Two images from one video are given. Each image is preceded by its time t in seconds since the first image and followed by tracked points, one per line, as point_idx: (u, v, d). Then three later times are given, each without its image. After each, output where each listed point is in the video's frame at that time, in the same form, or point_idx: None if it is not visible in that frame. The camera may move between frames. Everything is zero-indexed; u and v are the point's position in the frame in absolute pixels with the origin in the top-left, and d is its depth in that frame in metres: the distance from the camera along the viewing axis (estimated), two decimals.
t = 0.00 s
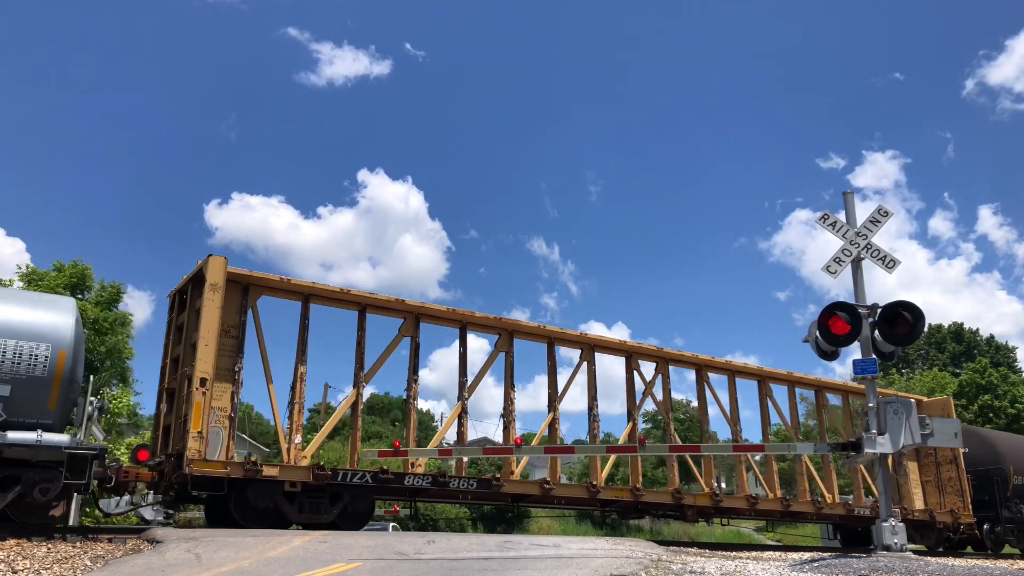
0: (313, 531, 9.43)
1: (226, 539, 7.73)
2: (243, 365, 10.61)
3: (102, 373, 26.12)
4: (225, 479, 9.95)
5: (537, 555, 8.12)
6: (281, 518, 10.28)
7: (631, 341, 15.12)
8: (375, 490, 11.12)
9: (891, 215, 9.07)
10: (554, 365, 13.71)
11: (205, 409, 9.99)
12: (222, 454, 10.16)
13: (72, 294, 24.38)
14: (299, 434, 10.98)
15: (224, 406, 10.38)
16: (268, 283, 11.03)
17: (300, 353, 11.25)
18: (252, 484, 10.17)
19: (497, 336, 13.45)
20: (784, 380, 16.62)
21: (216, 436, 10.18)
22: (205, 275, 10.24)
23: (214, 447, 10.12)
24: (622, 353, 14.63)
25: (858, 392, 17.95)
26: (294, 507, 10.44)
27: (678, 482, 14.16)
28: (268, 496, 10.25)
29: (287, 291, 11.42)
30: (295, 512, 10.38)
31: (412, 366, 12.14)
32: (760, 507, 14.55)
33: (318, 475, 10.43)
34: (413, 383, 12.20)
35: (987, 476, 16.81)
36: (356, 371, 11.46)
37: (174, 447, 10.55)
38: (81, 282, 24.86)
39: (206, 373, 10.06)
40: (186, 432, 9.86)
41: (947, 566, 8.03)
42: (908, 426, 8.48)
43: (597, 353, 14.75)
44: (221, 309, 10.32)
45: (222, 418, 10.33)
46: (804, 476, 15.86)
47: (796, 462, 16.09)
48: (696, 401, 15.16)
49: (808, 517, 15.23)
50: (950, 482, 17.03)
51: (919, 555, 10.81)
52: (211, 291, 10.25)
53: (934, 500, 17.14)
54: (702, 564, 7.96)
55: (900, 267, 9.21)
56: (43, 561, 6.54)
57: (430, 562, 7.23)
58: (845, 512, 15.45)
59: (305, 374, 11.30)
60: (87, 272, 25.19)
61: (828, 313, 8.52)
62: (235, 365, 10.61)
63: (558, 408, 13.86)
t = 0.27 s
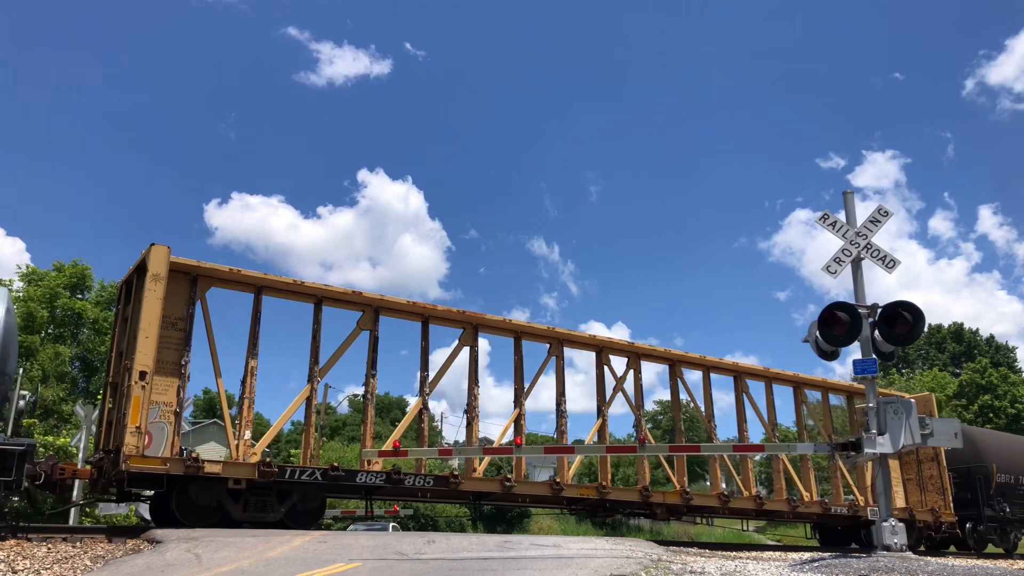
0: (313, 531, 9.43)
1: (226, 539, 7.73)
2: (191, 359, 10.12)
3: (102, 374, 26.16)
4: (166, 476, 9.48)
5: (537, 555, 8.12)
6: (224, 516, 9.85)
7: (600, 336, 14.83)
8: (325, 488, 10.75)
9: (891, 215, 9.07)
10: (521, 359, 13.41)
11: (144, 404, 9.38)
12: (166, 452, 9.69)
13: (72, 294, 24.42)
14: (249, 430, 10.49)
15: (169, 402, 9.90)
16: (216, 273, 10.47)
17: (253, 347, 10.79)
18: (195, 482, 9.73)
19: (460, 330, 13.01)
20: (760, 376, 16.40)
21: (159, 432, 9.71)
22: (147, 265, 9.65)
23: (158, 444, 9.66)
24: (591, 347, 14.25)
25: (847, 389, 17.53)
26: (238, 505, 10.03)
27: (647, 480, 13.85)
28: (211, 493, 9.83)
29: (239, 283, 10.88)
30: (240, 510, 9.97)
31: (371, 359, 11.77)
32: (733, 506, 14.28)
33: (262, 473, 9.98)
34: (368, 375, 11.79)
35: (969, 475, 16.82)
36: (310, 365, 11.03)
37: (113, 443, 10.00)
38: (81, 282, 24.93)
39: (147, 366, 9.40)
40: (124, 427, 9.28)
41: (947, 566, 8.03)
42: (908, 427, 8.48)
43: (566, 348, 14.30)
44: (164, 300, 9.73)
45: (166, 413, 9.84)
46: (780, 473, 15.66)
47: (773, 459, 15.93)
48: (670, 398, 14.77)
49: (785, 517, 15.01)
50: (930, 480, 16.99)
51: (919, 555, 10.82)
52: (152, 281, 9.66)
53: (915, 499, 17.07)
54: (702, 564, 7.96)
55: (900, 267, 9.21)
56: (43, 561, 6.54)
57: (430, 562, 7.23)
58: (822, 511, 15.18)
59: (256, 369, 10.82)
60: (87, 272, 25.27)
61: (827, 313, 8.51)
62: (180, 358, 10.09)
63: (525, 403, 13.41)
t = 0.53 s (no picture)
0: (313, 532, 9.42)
1: (226, 538, 7.73)
2: (133, 352, 9.92)
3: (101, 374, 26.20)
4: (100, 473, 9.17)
5: (537, 555, 8.12)
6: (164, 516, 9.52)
7: (569, 331, 14.79)
8: (273, 485, 10.41)
9: (891, 215, 9.08)
10: (486, 354, 13.39)
11: (78, 398, 9.17)
12: (107, 448, 9.49)
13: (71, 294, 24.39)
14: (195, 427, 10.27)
15: (111, 396, 9.68)
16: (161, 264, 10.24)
17: (200, 339, 10.69)
18: (133, 480, 9.37)
19: (423, 324, 12.98)
20: (735, 371, 16.37)
21: (100, 427, 9.54)
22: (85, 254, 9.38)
23: (98, 439, 9.47)
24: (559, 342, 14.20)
25: (827, 385, 17.33)
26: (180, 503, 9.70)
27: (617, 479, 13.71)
28: (149, 492, 9.46)
29: (190, 275, 10.67)
30: (182, 509, 9.64)
31: (326, 353, 11.71)
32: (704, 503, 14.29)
33: (206, 470, 9.64)
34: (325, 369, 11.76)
35: (951, 472, 16.84)
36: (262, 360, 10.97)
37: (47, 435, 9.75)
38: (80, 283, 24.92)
39: (82, 359, 9.18)
40: (56, 422, 9.04)
41: (947, 566, 8.04)
42: (908, 427, 8.48)
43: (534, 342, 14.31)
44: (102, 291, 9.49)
45: (107, 408, 9.64)
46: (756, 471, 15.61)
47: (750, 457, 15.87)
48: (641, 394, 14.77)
49: (760, 515, 15.01)
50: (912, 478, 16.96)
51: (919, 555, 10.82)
52: (90, 271, 9.40)
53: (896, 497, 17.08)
54: (702, 564, 7.96)
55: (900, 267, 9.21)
56: (43, 561, 6.54)
57: (430, 562, 7.23)
58: (797, 509, 15.13)
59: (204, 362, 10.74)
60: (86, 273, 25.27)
61: (827, 313, 8.52)
62: (121, 352, 9.91)
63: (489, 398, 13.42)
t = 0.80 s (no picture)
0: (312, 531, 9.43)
1: (225, 538, 7.73)
2: (71, 345, 9.62)
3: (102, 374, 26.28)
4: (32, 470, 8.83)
5: (537, 555, 8.12)
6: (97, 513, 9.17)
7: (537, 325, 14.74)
8: (217, 481, 10.14)
9: (891, 215, 9.08)
10: (450, 348, 13.39)
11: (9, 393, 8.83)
12: (42, 444, 9.19)
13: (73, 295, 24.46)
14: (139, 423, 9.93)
15: (48, 390, 9.38)
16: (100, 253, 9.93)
17: (144, 331, 10.60)
18: (65, 477, 9.00)
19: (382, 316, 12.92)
20: (709, 367, 16.36)
21: (35, 423, 9.21)
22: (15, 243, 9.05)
23: (33, 436, 9.16)
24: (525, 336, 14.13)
25: (804, 381, 17.29)
26: (115, 500, 9.35)
27: (583, 476, 13.68)
28: (81, 489, 9.10)
29: (132, 265, 10.53)
30: (117, 506, 9.30)
31: (279, 346, 11.68)
32: (675, 502, 14.25)
33: (143, 466, 9.27)
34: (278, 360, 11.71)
35: (932, 470, 16.81)
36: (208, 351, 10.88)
37: None
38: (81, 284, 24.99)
39: (11, 350, 8.83)
40: None
41: (946, 566, 8.05)
42: (908, 427, 8.47)
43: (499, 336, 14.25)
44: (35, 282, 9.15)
45: (44, 403, 9.33)
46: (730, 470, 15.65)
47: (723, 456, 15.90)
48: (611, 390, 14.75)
49: (734, 514, 15.04)
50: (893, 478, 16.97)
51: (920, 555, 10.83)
52: (22, 260, 9.07)
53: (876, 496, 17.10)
54: (702, 564, 7.97)
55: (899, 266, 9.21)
56: (43, 561, 6.54)
57: (430, 562, 7.23)
58: (771, 508, 15.04)
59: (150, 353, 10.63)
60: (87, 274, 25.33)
61: (827, 313, 8.52)
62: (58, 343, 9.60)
63: (453, 393, 13.41)
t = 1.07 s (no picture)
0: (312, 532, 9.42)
1: (226, 538, 7.73)
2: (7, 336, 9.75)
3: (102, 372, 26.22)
4: None
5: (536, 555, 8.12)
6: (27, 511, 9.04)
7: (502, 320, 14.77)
8: (156, 479, 10.08)
9: (891, 215, 9.09)
10: (410, 342, 13.41)
11: None
12: None
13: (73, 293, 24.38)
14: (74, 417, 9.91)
15: None
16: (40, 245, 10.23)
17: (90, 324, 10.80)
18: None
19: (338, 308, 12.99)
20: (682, 361, 16.36)
21: None
22: None
23: None
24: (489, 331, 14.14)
25: (781, 377, 17.28)
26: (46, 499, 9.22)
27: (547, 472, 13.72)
28: (11, 486, 8.94)
29: (75, 256, 10.73)
30: (48, 505, 9.17)
31: (228, 340, 11.74)
32: (645, 500, 14.29)
33: (75, 463, 9.18)
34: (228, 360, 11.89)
35: (913, 468, 16.81)
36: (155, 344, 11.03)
37: None
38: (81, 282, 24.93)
39: None
40: None
41: (947, 566, 8.05)
42: (908, 427, 8.47)
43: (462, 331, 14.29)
44: None
45: None
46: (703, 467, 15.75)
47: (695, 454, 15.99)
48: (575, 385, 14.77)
49: (705, 512, 15.05)
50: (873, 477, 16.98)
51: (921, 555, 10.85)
52: None
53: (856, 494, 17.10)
54: (702, 564, 7.96)
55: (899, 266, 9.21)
56: (43, 561, 6.54)
57: (430, 562, 7.22)
58: (743, 506, 15.04)
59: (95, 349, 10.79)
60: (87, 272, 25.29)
61: (828, 313, 8.52)
62: None
63: (412, 388, 13.42)
